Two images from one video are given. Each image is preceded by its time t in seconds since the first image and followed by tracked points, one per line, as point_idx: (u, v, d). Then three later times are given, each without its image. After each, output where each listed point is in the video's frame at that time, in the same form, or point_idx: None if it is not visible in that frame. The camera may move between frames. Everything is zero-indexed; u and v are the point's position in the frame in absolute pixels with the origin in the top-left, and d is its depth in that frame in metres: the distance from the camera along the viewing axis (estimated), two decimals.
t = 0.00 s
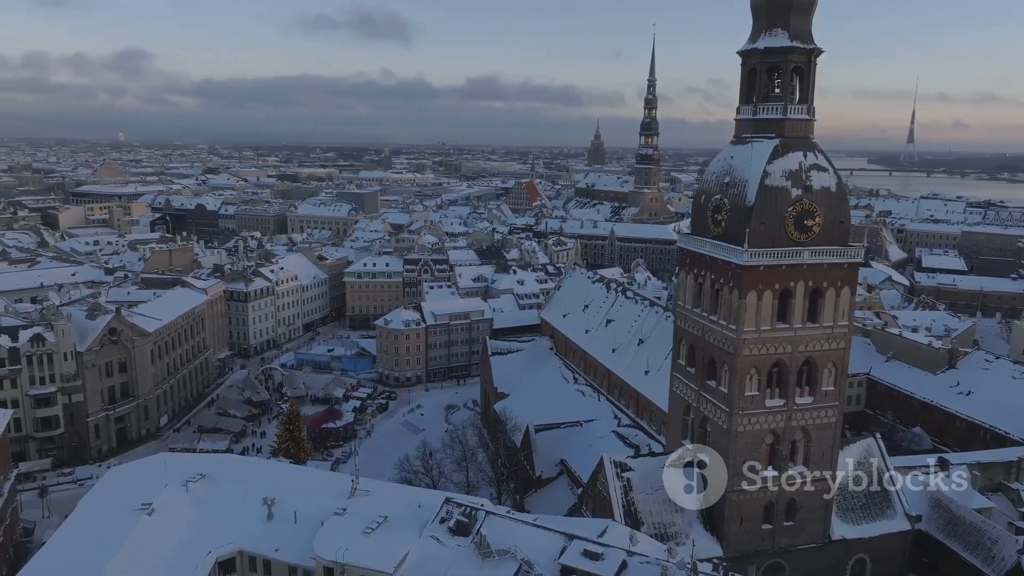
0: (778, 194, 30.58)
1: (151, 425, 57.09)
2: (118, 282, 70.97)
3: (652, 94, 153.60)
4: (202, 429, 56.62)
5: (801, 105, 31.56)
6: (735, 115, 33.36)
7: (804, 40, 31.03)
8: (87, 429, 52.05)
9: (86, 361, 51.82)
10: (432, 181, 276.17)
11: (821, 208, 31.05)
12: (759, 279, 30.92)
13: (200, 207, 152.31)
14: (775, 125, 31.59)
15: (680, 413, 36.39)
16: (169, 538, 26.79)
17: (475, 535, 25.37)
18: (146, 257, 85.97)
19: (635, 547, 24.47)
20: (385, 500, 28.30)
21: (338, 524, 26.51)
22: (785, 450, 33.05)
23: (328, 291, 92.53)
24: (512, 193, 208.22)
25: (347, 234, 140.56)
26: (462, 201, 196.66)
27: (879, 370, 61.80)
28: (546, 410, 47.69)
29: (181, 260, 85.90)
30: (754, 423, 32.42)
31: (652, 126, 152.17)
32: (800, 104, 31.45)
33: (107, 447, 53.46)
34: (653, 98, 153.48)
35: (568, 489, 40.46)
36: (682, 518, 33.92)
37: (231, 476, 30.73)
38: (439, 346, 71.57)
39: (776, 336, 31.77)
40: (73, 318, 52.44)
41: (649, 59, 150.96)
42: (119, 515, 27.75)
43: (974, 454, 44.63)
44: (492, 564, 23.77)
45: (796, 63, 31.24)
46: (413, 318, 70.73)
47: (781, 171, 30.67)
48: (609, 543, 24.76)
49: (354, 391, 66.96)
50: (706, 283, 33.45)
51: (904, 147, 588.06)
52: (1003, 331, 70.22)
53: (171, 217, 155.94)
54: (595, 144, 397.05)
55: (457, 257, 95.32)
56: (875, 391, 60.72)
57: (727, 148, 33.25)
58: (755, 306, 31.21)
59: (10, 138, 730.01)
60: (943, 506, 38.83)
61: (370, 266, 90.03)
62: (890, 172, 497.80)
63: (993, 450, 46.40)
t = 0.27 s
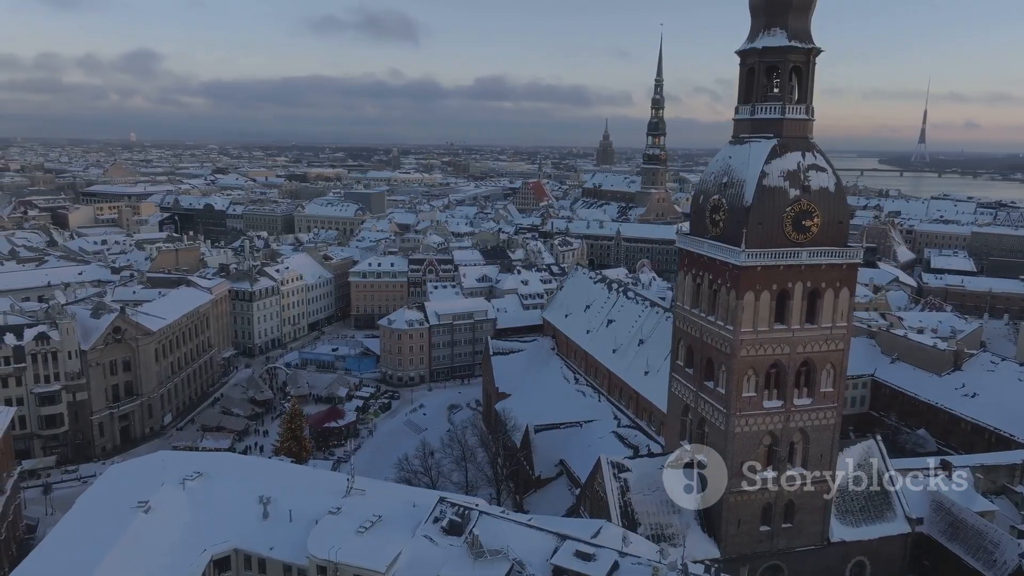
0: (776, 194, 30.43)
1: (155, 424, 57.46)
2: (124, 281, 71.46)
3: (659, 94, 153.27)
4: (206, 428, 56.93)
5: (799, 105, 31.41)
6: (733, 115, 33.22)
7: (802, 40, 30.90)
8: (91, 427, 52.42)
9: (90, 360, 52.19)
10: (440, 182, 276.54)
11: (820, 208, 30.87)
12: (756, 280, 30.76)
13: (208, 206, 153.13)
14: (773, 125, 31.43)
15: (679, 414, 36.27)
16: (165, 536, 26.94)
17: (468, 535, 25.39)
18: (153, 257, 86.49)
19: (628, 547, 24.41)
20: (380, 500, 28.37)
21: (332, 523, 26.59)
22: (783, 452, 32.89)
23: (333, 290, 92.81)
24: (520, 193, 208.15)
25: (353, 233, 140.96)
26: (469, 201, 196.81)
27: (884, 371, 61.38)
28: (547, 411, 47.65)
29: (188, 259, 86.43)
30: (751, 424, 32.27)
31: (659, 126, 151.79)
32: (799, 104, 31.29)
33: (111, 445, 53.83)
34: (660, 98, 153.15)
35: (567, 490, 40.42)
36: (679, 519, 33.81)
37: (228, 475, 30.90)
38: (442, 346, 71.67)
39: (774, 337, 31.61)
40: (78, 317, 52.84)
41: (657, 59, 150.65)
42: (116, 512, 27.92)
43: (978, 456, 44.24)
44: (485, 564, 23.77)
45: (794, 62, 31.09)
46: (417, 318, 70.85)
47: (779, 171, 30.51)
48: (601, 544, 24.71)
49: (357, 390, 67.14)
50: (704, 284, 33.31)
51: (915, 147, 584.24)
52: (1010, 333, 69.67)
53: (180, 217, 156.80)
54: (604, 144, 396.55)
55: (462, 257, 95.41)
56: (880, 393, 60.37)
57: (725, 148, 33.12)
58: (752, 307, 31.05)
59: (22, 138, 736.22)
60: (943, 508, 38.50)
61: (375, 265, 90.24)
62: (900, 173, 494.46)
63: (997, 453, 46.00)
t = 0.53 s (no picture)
0: (773, 194, 30.27)
1: (159, 422, 57.79)
2: (129, 281, 71.89)
3: (666, 94, 152.85)
4: (209, 427, 57.21)
5: (798, 105, 31.24)
6: (731, 115, 33.05)
7: (801, 39, 30.73)
8: (95, 425, 52.76)
9: (94, 358, 52.51)
10: (447, 182, 276.89)
11: (818, 208, 30.68)
12: (753, 281, 30.64)
13: (217, 206, 153.85)
14: (771, 125, 31.26)
15: (677, 415, 36.14)
16: (162, 534, 27.06)
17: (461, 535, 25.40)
18: (159, 256, 87.00)
19: (620, 548, 24.36)
20: (374, 499, 28.42)
21: (326, 521, 26.65)
22: (781, 453, 32.73)
23: (338, 290, 93.06)
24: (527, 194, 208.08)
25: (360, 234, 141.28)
26: (476, 202, 196.87)
27: (888, 373, 60.98)
28: (547, 411, 47.61)
29: (194, 259, 86.93)
30: (748, 425, 32.13)
31: (666, 126, 151.35)
32: (797, 104, 31.12)
33: (115, 443, 54.16)
34: (667, 98, 152.74)
35: (566, 490, 40.37)
36: (676, 520, 33.67)
37: (225, 473, 31.03)
38: (446, 346, 71.75)
39: (771, 338, 31.46)
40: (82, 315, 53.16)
41: (664, 59, 150.23)
42: (113, 509, 28.06)
43: (981, 459, 43.90)
44: (477, 564, 23.77)
45: (792, 61, 30.93)
46: (420, 318, 70.94)
47: (777, 171, 30.34)
48: (594, 545, 24.66)
49: (360, 389, 67.28)
50: (702, 284, 33.16)
51: (926, 147, 580.24)
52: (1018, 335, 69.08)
53: (188, 216, 157.58)
54: (612, 145, 395.98)
55: (467, 257, 95.46)
56: (884, 394, 60.05)
57: (723, 148, 32.96)
58: (750, 308, 30.91)
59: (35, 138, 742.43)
60: (944, 511, 38.15)
61: (380, 265, 90.42)
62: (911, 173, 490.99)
63: (1001, 455, 45.62)
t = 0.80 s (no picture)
0: (771, 194, 30.12)
1: (162, 421, 58.13)
2: (135, 280, 72.32)
3: (673, 94, 152.44)
4: (212, 425, 57.49)
5: (796, 104, 31.07)
6: (730, 115, 32.90)
7: (799, 38, 30.56)
8: (99, 423, 53.14)
9: (98, 357, 52.88)
10: (455, 182, 277.21)
11: (816, 208, 30.50)
12: (751, 281, 30.50)
13: (225, 206, 154.57)
14: (769, 125, 31.11)
15: (675, 415, 36.04)
16: (157, 532, 27.19)
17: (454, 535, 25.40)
18: (166, 255, 87.52)
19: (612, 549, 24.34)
20: (369, 498, 28.47)
21: (320, 520, 26.73)
22: (779, 454, 32.58)
23: (342, 289, 93.32)
24: (534, 194, 207.97)
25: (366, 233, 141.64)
26: (482, 202, 196.91)
27: (893, 374, 60.58)
28: (547, 411, 47.57)
29: (200, 258, 87.39)
30: (746, 426, 31.99)
31: (673, 126, 150.94)
32: (795, 103, 30.94)
33: (119, 441, 54.52)
34: (674, 98, 152.34)
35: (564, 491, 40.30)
36: (673, 521, 33.52)
37: (222, 471, 31.17)
38: (449, 346, 71.83)
39: (769, 338, 31.31)
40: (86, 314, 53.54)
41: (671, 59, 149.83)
42: (110, 507, 28.22)
43: (984, 462, 43.56)
44: (469, 563, 23.77)
45: (790, 61, 30.77)
46: (423, 318, 71.05)
47: (775, 171, 30.18)
48: (586, 546, 24.62)
49: (363, 389, 67.41)
50: (700, 284, 33.05)
51: (938, 147, 576.66)
52: None
53: (196, 216, 158.38)
54: (621, 145, 395.37)
55: (471, 256, 95.51)
56: (888, 396, 59.74)
57: (721, 148, 32.82)
58: (747, 308, 30.78)
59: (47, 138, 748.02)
60: (945, 513, 37.89)
61: (385, 264, 90.60)
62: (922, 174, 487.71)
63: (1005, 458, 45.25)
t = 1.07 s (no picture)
0: (768, 195, 30.00)
1: (166, 419, 58.48)
2: (140, 279, 72.75)
3: (680, 94, 152.04)
4: (215, 424, 57.77)
5: (793, 104, 30.92)
6: (728, 115, 32.78)
7: (797, 38, 30.43)
8: (103, 421, 53.54)
9: (102, 355, 53.27)
10: (462, 183, 277.67)
11: (814, 209, 30.33)
12: (748, 282, 30.38)
13: (232, 206, 155.28)
14: (767, 125, 30.98)
15: (673, 416, 35.96)
16: (153, 530, 27.34)
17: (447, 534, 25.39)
18: (172, 255, 88.02)
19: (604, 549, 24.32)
20: (364, 497, 28.56)
21: (314, 519, 26.81)
22: (776, 456, 32.44)
23: (347, 289, 93.56)
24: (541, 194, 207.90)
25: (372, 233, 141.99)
26: (489, 202, 196.97)
27: (897, 376, 60.19)
28: (548, 411, 47.56)
29: (206, 258, 87.88)
30: (743, 427, 31.86)
31: (680, 126, 150.56)
32: (793, 103, 30.79)
33: (122, 439, 54.90)
34: (681, 98, 151.90)
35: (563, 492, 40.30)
36: (670, 522, 33.45)
37: (219, 470, 31.31)
38: (452, 346, 71.90)
39: (766, 339, 31.17)
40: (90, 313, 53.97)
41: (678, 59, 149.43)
42: (107, 504, 28.40)
43: (987, 464, 43.23)
44: (461, 563, 23.79)
45: (788, 60, 30.64)
46: (426, 317, 71.14)
47: (772, 171, 30.04)
48: (579, 546, 24.62)
49: (366, 388, 67.56)
50: (697, 285, 32.94)
51: (949, 148, 573.15)
52: None
53: (204, 216, 159.17)
54: (630, 145, 394.56)
55: (476, 256, 95.59)
56: (893, 397, 59.39)
57: (719, 148, 32.69)
58: (744, 309, 30.65)
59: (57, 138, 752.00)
60: (948, 516, 37.51)
61: (389, 264, 90.76)
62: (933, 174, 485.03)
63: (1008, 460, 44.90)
